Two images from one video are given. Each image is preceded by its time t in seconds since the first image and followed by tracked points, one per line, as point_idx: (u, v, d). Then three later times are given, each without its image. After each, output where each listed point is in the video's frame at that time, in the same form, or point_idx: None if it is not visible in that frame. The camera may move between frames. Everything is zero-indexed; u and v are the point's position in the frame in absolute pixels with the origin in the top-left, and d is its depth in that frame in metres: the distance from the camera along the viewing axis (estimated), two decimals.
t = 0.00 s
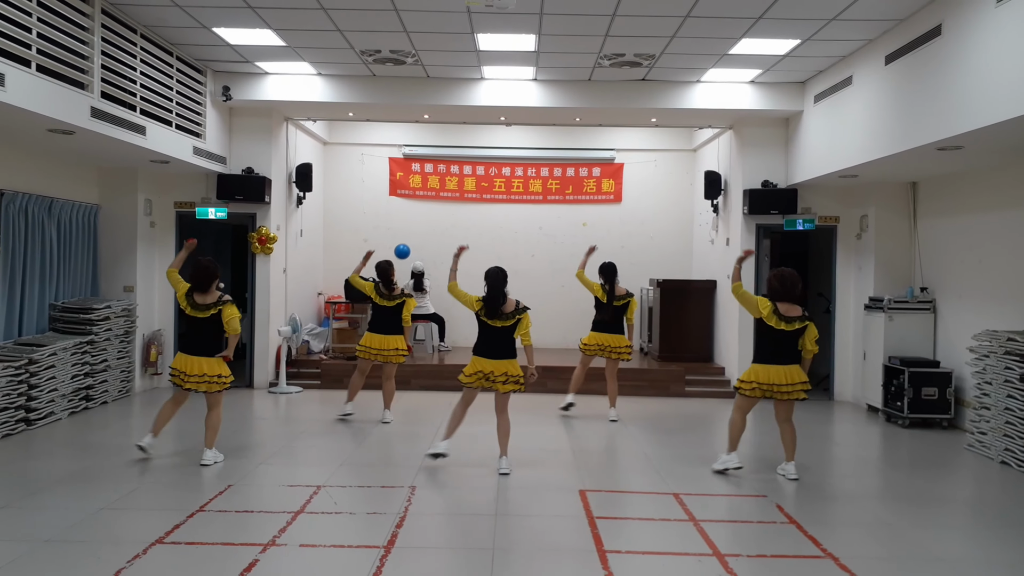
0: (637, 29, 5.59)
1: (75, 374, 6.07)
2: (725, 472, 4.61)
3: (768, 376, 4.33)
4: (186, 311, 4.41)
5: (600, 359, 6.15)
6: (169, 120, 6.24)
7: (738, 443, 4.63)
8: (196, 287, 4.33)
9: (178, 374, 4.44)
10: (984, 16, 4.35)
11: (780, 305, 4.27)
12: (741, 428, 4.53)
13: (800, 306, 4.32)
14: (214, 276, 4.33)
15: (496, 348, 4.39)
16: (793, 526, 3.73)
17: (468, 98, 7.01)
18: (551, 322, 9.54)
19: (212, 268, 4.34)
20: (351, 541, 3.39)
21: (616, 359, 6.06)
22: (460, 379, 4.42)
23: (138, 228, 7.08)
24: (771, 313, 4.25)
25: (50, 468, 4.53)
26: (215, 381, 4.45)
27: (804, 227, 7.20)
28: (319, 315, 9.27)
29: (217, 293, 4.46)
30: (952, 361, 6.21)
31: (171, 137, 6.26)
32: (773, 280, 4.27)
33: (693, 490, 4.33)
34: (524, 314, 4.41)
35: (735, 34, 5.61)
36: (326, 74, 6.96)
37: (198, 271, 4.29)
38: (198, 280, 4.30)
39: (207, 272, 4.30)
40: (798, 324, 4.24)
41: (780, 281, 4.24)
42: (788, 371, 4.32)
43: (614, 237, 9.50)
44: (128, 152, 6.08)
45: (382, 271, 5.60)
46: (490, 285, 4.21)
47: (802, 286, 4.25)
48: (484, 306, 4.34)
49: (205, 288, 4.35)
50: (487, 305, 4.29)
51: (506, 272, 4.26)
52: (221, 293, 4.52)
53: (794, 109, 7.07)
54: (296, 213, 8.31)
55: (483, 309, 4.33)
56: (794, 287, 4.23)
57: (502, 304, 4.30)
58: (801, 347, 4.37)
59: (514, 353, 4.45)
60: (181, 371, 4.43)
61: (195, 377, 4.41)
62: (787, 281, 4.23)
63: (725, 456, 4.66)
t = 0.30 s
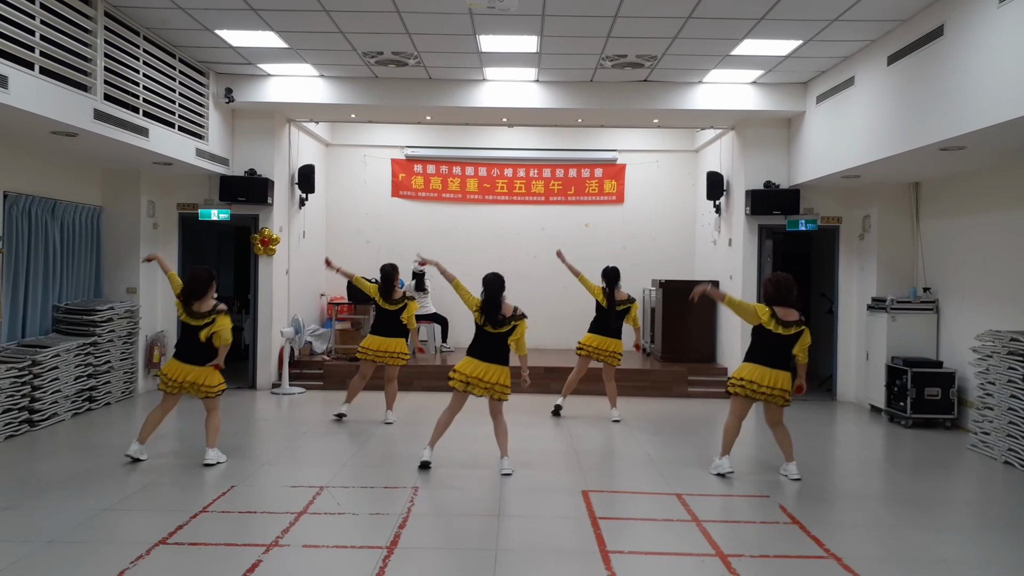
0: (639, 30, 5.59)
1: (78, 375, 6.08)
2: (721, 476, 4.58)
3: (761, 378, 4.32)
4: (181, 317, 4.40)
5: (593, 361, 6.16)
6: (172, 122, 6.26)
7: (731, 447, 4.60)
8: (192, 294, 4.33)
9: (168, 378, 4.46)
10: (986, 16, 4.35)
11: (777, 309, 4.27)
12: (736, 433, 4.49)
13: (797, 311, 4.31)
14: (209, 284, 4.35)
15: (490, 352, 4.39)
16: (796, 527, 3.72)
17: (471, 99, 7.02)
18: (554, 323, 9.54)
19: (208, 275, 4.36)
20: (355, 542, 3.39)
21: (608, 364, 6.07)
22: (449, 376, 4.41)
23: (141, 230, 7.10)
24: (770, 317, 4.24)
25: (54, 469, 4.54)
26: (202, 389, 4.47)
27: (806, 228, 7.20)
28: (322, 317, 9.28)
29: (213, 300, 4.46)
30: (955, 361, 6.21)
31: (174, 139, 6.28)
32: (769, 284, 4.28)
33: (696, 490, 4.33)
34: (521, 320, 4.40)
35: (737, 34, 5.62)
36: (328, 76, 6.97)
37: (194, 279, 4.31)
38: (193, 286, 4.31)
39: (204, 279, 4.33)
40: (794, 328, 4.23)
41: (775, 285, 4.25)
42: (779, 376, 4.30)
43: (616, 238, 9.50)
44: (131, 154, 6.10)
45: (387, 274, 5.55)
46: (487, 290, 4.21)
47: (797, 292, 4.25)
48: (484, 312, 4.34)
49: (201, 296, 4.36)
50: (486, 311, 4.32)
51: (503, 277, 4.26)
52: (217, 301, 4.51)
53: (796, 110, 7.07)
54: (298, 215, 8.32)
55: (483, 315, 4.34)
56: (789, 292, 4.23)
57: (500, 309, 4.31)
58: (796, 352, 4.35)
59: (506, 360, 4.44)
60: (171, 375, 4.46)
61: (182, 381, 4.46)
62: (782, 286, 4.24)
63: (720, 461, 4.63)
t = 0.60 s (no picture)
0: (637, 29, 5.59)
1: (76, 377, 6.07)
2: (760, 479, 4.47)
3: (765, 373, 4.31)
4: (185, 306, 4.39)
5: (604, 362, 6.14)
6: (170, 122, 6.25)
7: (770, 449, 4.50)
8: (196, 285, 4.34)
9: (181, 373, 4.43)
10: (982, 15, 4.36)
11: (774, 302, 4.30)
12: (762, 432, 4.44)
13: (795, 302, 4.35)
14: (213, 274, 4.36)
15: (497, 345, 4.39)
16: (794, 526, 3.72)
17: (468, 99, 7.02)
18: (552, 323, 9.55)
19: (213, 265, 4.38)
20: (353, 543, 3.38)
21: (615, 360, 6.09)
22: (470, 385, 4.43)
23: (138, 232, 7.08)
24: (769, 312, 4.26)
25: (53, 471, 4.53)
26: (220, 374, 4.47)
27: (805, 227, 7.20)
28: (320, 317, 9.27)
29: (216, 290, 4.47)
30: (953, 360, 6.21)
31: (172, 140, 6.27)
32: (769, 276, 4.29)
33: (694, 490, 4.33)
34: (524, 316, 4.42)
35: (734, 34, 5.62)
36: (326, 76, 6.97)
37: (198, 270, 4.31)
38: (197, 276, 4.32)
39: (207, 269, 4.33)
40: (794, 320, 4.26)
41: (776, 278, 4.26)
42: (786, 368, 4.31)
43: (614, 238, 9.50)
44: (128, 155, 6.08)
45: (381, 272, 5.60)
46: (488, 286, 4.25)
47: (797, 284, 4.27)
48: (484, 305, 4.33)
49: (204, 285, 4.36)
50: (487, 304, 4.31)
51: (505, 271, 4.32)
52: (220, 290, 4.53)
53: (794, 109, 7.07)
54: (296, 216, 8.31)
55: (484, 309, 4.33)
56: (790, 285, 4.24)
57: (502, 303, 4.31)
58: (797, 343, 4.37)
59: (514, 352, 4.45)
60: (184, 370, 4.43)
61: (196, 374, 4.43)
62: (783, 278, 4.24)
63: (761, 464, 4.52)
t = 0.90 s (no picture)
0: (639, 31, 5.59)
1: (79, 379, 6.08)
2: (767, 484, 4.47)
3: (764, 378, 4.31)
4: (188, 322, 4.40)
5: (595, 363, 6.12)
6: (172, 125, 6.26)
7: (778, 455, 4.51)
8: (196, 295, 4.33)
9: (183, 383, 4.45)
10: (983, 16, 4.36)
11: (769, 310, 4.28)
12: (773, 439, 4.46)
13: (791, 307, 4.31)
14: (213, 283, 4.37)
15: (496, 352, 4.39)
16: (796, 527, 3.72)
17: (470, 102, 7.03)
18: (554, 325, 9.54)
19: (215, 275, 4.39)
20: (355, 545, 3.38)
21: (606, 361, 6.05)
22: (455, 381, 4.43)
23: (140, 234, 7.09)
24: (764, 321, 4.24)
25: (55, 473, 4.53)
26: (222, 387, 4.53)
27: (806, 229, 7.20)
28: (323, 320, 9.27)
29: (217, 299, 4.47)
30: (956, 361, 6.20)
31: (174, 143, 6.28)
32: (761, 284, 4.27)
33: (696, 492, 4.32)
34: (527, 322, 4.40)
35: (735, 36, 5.62)
36: (328, 79, 6.98)
37: (198, 281, 4.31)
38: (199, 287, 4.32)
39: (209, 278, 4.34)
40: (790, 328, 4.23)
41: (767, 285, 4.25)
42: (784, 377, 4.30)
43: (616, 240, 9.50)
44: (130, 158, 6.10)
45: (377, 275, 5.63)
46: (490, 291, 4.28)
47: (789, 288, 4.25)
48: (486, 314, 4.35)
49: (205, 296, 4.37)
50: (489, 313, 4.34)
51: (506, 276, 4.34)
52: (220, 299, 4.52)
53: (795, 111, 7.07)
54: (299, 218, 8.32)
55: (484, 316, 4.37)
56: (783, 291, 4.23)
57: (503, 310, 4.33)
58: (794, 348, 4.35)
59: (509, 360, 4.44)
60: (186, 379, 4.44)
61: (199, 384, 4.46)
62: (775, 284, 4.23)
63: (769, 470, 4.53)
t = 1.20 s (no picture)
0: (644, 26, 5.56)
1: (83, 374, 6.09)
2: (771, 481, 4.46)
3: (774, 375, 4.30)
4: (189, 307, 4.40)
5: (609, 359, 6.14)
6: (176, 120, 6.25)
7: (783, 452, 4.49)
8: (199, 282, 4.33)
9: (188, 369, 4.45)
10: (991, 11, 4.32)
11: (770, 299, 4.23)
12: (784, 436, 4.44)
13: (791, 296, 4.29)
14: (217, 272, 4.37)
15: (498, 342, 4.38)
16: (800, 525, 3.71)
17: (475, 97, 7.00)
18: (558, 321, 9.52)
19: (218, 263, 4.39)
20: (358, 541, 3.38)
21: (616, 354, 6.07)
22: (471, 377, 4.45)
23: (144, 230, 7.10)
24: (765, 309, 4.20)
25: (59, 469, 4.55)
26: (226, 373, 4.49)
27: (812, 225, 7.17)
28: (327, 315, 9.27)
29: (220, 287, 4.47)
30: (962, 358, 6.16)
31: (178, 139, 6.27)
32: (763, 272, 4.22)
33: (700, 489, 4.32)
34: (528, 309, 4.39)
35: (741, 31, 5.58)
36: (331, 74, 6.97)
37: (201, 268, 4.32)
38: (201, 274, 4.32)
39: (212, 267, 4.35)
40: (789, 318, 4.21)
41: (770, 276, 4.19)
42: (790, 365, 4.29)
43: (620, 236, 9.47)
44: (134, 153, 6.10)
45: (379, 268, 5.61)
46: (494, 280, 4.26)
47: (791, 279, 4.20)
48: (486, 301, 4.33)
49: (207, 283, 4.36)
50: (490, 301, 4.32)
51: (509, 265, 4.34)
52: (224, 288, 4.52)
53: (801, 106, 7.03)
54: (302, 213, 8.31)
55: (485, 302, 4.35)
56: (784, 280, 4.17)
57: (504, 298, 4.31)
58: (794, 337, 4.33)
59: (519, 346, 4.43)
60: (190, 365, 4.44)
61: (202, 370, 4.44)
62: (778, 274, 4.18)
63: (772, 467, 4.51)
